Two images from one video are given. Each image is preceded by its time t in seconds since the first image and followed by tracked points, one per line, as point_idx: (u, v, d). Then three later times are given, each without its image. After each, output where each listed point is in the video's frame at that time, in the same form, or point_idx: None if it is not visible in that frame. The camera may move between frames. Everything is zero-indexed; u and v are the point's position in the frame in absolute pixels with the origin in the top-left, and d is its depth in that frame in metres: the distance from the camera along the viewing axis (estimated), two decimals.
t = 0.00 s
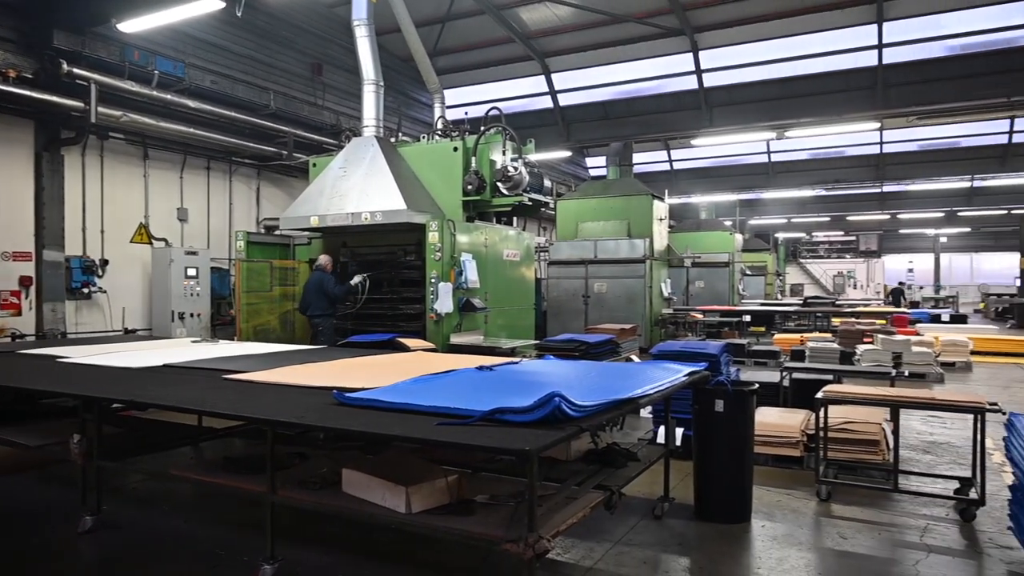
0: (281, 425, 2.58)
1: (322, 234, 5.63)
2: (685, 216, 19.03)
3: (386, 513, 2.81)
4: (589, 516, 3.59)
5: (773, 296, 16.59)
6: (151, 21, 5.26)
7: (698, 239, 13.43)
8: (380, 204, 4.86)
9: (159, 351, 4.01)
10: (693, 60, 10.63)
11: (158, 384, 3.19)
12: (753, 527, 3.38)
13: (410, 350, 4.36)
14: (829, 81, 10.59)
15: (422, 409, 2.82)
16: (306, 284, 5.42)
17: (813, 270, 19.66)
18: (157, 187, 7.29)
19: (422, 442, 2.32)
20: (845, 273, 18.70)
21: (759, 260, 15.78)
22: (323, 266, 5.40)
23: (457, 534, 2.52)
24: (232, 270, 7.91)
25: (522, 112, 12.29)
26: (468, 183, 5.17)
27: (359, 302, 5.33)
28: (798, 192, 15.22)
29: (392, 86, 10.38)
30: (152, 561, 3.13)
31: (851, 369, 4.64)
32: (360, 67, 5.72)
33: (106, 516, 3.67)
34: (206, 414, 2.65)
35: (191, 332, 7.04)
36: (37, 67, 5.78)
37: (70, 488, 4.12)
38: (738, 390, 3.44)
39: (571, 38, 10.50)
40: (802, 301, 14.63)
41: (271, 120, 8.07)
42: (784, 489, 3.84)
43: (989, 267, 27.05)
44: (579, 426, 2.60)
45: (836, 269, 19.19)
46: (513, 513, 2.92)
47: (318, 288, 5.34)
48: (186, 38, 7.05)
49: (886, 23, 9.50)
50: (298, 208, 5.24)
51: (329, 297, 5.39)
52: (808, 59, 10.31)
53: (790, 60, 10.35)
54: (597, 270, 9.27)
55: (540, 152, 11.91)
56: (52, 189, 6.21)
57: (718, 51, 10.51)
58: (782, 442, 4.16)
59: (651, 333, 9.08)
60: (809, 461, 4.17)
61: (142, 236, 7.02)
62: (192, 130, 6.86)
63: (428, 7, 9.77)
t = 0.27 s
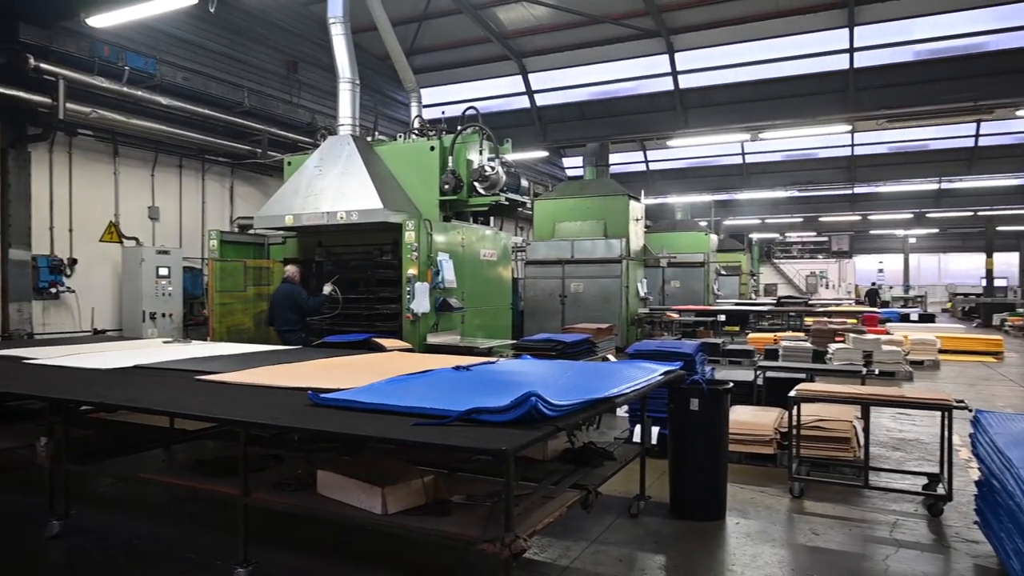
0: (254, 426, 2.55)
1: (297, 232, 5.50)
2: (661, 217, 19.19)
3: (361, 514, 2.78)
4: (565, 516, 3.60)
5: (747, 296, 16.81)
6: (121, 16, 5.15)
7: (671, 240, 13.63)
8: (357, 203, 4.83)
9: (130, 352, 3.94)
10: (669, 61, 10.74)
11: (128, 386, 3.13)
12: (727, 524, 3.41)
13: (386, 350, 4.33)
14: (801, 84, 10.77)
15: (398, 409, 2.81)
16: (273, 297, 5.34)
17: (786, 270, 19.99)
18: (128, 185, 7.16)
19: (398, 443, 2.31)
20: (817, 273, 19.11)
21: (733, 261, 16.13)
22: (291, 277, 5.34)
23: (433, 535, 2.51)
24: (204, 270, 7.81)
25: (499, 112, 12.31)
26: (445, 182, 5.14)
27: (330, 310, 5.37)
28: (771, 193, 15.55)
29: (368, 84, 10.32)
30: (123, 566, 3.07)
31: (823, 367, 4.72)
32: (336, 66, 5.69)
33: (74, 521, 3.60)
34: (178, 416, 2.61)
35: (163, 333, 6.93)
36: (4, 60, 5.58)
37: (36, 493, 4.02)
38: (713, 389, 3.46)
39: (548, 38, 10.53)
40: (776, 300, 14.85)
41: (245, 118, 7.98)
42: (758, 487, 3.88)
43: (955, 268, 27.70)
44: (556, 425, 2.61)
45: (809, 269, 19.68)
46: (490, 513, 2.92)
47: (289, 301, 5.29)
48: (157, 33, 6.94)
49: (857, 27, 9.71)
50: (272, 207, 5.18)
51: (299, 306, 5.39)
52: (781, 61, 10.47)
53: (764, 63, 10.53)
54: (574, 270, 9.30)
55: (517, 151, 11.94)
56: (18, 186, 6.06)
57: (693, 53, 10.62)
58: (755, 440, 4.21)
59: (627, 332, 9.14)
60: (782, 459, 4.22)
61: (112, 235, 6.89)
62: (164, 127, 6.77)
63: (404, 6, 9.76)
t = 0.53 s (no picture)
0: (227, 428, 2.51)
1: (272, 232, 5.45)
2: (637, 217, 19.34)
3: (336, 516, 2.76)
4: (542, 515, 3.60)
5: (721, 296, 17.01)
6: (90, 10, 5.05)
7: (645, 240, 13.79)
8: (332, 202, 4.80)
9: (98, 353, 3.86)
10: (645, 62, 10.85)
11: (97, 387, 3.07)
12: (702, 522, 3.44)
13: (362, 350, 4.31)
14: (774, 86, 10.95)
15: (374, 410, 2.79)
16: (239, 298, 5.13)
17: (760, 271, 19.92)
18: (97, 183, 7.03)
19: (374, 444, 2.29)
20: (790, 274, 19.09)
21: (708, 261, 16.36)
22: (257, 277, 5.19)
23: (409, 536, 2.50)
24: (176, 270, 7.70)
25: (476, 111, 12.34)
26: (421, 182, 5.14)
27: (300, 313, 5.29)
28: (745, 194, 15.91)
29: (343, 83, 10.25)
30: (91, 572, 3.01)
31: (794, 366, 4.79)
32: (311, 63, 5.64)
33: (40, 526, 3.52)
34: (148, 418, 2.57)
35: (133, 334, 6.81)
36: None
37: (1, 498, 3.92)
38: (688, 388, 3.49)
39: (524, 39, 10.56)
40: (749, 300, 15.04)
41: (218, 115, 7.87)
42: (732, 485, 3.92)
43: (923, 268, 28.33)
44: (533, 425, 2.61)
45: (782, 269, 19.55)
46: (466, 513, 2.91)
47: (257, 301, 5.11)
48: (127, 28, 6.82)
49: (829, 31, 9.91)
50: (246, 206, 5.12)
51: (266, 307, 5.23)
52: (755, 64, 10.62)
53: (738, 65, 10.69)
54: (550, 270, 9.34)
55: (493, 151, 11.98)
56: None
57: (669, 54, 10.74)
58: (729, 438, 4.26)
59: (603, 332, 9.19)
60: (755, 457, 4.28)
61: (80, 234, 6.76)
62: (134, 124, 6.65)
63: (379, 4, 9.74)
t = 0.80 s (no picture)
0: (197, 430, 2.47)
1: (245, 231, 5.40)
2: (613, 217, 19.45)
3: (309, 519, 2.73)
4: (518, 515, 3.61)
5: (696, 296, 17.19)
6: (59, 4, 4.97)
7: (621, 240, 13.86)
8: (306, 201, 4.76)
9: (65, 355, 3.78)
10: (620, 64, 10.96)
11: (62, 390, 3.00)
12: (676, 520, 3.47)
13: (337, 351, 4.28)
14: (746, 89, 11.12)
15: (349, 411, 2.77)
16: (206, 298, 5.04)
17: (733, 271, 20.24)
18: (64, 181, 6.90)
19: (348, 445, 2.28)
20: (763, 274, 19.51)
21: (682, 262, 16.53)
22: (225, 277, 5.12)
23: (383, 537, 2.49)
24: (146, 270, 7.59)
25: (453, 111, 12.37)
26: (397, 181, 5.11)
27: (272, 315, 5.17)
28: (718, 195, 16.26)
29: (318, 81, 10.18)
30: None
31: (767, 365, 4.85)
32: (285, 61, 5.60)
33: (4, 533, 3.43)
34: (116, 420, 2.52)
35: (102, 335, 6.69)
36: None
37: None
38: (663, 388, 3.51)
39: (500, 40, 10.59)
40: (722, 300, 15.23)
41: (190, 113, 7.77)
42: (706, 483, 3.96)
43: (892, 269, 28.92)
44: (508, 425, 2.61)
45: (755, 269, 19.99)
46: (441, 514, 2.91)
47: (226, 302, 5.02)
48: (96, 24, 6.70)
49: (801, 35, 10.11)
50: (219, 205, 5.05)
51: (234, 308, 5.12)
52: (729, 66, 10.77)
53: (711, 68, 10.85)
54: (526, 270, 9.37)
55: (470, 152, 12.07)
56: None
57: (644, 56, 10.84)
58: (703, 437, 4.30)
59: (578, 333, 9.23)
60: (729, 456, 4.32)
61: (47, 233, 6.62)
62: (103, 122, 6.54)
63: (355, 3, 9.72)
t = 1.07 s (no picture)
0: (165, 433, 2.43)
1: (215, 231, 5.35)
2: (587, 218, 19.54)
3: (280, 521, 2.71)
4: (492, 516, 3.60)
5: (670, 296, 17.30)
6: None
7: (597, 241, 13.82)
8: (278, 201, 4.71)
9: (27, 358, 3.69)
10: (594, 66, 11.13)
11: (24, 393, 2.93)
12: (649, 519, 3.50)
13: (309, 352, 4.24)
14: (718, 92, 11.33)
15: (321, 413, 2.74)
16: (175, 299, 4.90)
17: (705, 272, 20.18)
18: (28, 179, 6.75)
19: (319, 447, 2.26)
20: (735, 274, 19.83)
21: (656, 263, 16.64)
22: (194, 277, 4.97)
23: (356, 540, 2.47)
24: (113, 270, 7.46)
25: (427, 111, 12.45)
26: (371, 182, 5.10)
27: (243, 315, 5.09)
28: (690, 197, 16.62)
29: (290, 79, 10.12)
30: None
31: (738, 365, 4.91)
32: (257, 59, 5.55)
33: None
34: (81, 424, 2.46)
35: (66, 337, 6.54)
36: None
37: None
38: (636, 388, 3.53)
39: (474, 39, 10.80)
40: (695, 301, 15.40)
41: (159, 111, 7.65)
42: (679, 482, 4.00)
43: (859, 270, 29.52)
44: (482, 426, 2.60)
45: (727, 270, 19.99)
46: (415, 515, 2.90)
47: (195, 305, 4.90)
48: (61, 19, 6.57)
49: (771, 39, 10.35)
50: (188, 204, 4.97)
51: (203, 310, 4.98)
52: (700, 69, 10.98)
53: (684, 71, 11.06)
54: (500, 271, 9.39)
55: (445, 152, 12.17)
56: None
57: (617, 58, 11.03)
58: (676, 437, 4.34)
59: (553, 333, 9.25)
60: (701, 455, 4.36)
61: (10, 232, 6.46)
62: (69, 119, 6.41)
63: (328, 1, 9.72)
